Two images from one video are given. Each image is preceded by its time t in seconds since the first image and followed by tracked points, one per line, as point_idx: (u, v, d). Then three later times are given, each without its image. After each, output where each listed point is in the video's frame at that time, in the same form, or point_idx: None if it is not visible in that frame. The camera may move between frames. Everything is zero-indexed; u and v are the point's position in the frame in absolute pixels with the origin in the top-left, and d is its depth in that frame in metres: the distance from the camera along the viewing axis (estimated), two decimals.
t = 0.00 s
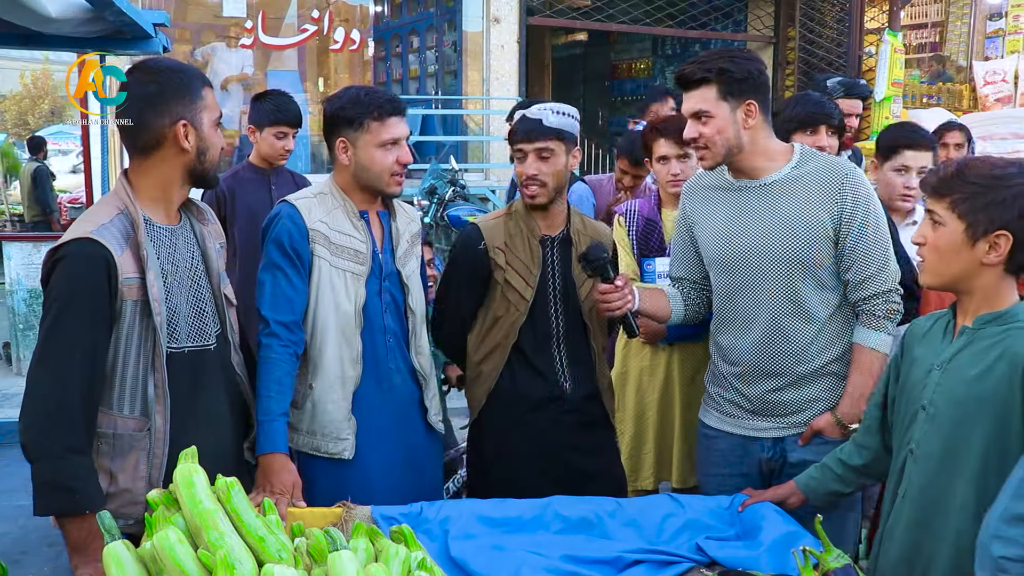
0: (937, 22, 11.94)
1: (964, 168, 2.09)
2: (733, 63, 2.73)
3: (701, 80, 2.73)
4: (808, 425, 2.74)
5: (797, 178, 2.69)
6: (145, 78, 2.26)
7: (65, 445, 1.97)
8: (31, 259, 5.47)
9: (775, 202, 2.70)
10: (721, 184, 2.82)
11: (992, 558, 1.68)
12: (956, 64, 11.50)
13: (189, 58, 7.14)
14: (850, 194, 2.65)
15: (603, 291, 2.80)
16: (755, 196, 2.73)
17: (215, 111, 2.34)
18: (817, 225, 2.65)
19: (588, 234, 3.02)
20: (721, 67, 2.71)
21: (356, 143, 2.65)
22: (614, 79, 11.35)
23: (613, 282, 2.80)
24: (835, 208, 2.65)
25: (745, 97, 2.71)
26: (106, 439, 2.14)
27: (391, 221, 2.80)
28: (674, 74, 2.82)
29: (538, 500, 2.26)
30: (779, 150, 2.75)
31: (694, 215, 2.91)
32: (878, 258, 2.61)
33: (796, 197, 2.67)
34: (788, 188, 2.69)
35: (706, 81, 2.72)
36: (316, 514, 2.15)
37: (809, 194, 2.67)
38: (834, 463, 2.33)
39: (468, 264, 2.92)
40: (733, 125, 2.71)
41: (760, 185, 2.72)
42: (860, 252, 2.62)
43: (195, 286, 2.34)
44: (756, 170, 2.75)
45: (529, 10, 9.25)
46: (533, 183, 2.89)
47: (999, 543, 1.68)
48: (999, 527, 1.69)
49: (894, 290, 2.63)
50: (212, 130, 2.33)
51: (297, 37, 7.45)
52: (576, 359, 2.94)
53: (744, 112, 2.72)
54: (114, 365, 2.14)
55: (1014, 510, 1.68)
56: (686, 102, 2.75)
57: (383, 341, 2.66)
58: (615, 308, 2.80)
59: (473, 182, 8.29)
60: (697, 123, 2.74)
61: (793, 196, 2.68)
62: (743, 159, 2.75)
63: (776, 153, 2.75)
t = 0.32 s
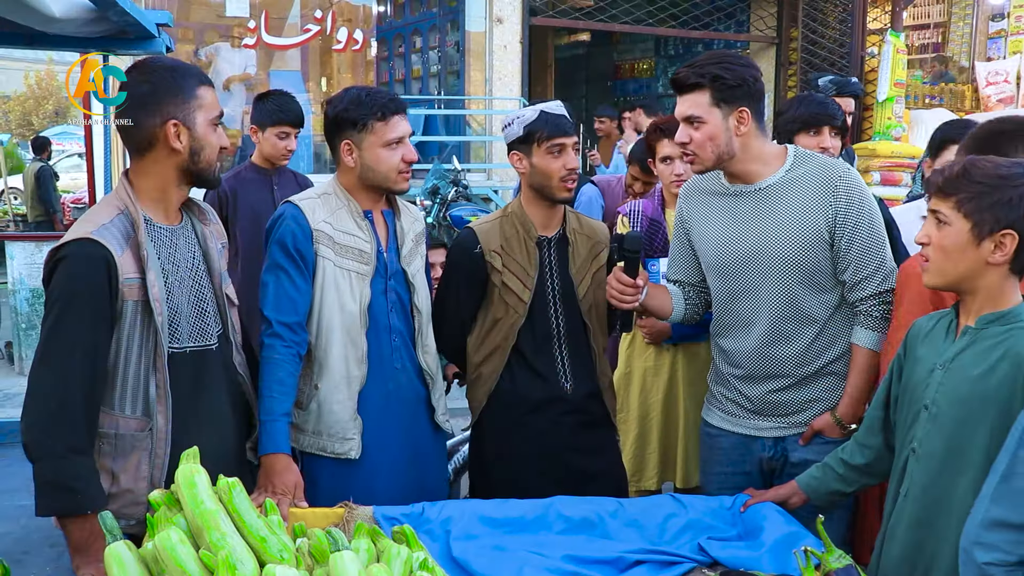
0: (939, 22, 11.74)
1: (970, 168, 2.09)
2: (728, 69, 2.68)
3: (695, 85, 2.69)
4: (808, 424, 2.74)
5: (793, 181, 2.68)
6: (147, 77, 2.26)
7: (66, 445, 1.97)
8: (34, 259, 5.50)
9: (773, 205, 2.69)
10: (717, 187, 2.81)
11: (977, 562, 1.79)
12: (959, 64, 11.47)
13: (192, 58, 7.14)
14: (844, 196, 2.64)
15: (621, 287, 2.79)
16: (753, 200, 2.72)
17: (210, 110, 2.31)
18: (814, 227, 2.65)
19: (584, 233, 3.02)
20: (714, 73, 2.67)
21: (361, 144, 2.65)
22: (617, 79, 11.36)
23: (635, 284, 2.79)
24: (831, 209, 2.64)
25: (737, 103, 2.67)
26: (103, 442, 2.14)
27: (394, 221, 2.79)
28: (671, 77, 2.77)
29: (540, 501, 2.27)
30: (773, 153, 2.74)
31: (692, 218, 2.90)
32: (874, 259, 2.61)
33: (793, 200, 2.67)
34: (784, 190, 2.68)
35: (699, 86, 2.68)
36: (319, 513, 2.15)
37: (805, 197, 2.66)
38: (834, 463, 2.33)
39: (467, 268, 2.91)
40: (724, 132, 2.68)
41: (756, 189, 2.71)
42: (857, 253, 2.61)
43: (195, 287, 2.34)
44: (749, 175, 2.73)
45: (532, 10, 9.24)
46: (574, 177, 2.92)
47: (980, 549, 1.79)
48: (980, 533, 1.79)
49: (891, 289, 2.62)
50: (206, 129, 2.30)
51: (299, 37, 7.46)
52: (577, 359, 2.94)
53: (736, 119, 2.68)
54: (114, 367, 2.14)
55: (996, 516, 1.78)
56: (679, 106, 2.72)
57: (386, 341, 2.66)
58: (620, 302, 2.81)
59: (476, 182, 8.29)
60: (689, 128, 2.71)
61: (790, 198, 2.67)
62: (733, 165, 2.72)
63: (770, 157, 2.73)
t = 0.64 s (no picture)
0: (940, 20, 11.64)
1: (972, 165, 2.08)
2: (725, 69, 2.68)
3: (693, 83, 2.69)
4: (807, 422, 2.74)
5: (790, 181, 2.68)
6: (146, 78, 2.25)
7: (65, 447, 1.98)
8: (34, 261, 5.51)
9: (770, 204, 2.69)
10: (715, 187, 2.81)
11: (976, 562, 1.79)
12: (960, 62, 11.45)
13: (192, 59, 7.14)
14: (841, 195, 2.63)
15: (621, 286, 2.76)
16: (751, 199, 2.72)
17: (199, 111, 2.28)
18: (812, 226, 2.64)
19: (583, 231, 3.02)
20: (711, 73, 2.67)
21: (364, 142, 2.65)
22: (617, 78, 11.36)
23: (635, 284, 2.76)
24: (828, 208, 2.64)
25: (734, 103, 2.67)
26: (105, 443, 2.14)
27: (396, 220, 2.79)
28: (668, 76, 2.77)
29: (541, 500, 2.27)
30: (770, 153, 2.74)
31: (690, 218, 2.90)
32: (871, 257, 2.59)
33: (791, 200, 2.67)
34: (782, 190, 2.68)
35: (696, 86, 2.68)
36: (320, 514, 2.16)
37: (803, 196, 2.66)
38: (836, 459, 2.32)
39: (467, 268, 2.91)
40: (721, 131, 2.68)
41: (754, 189, 2.71)
42: (853, 252, 2.60)
43: (195, 288, 2.34)
44: (748, 174, 2.73)
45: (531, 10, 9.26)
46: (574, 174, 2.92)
47: (981, 548, 1.79)
48: (980, 533, 1.79)
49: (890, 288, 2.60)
50: (194, 130, 2.27)
51: (299, 38, 7.47)
52: (577, 357, 2.94)
53: (733, 119, 2.68)
54: (113, 368, 2.14)
55: (993, 515, 1.79)
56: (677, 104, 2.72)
57: (389, 340, 2.65)
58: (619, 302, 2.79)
59: (476, 182, 8.29)
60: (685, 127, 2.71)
61: (788, 198, 2.67)
62: (730, 165, 2.72)
63: (767, 156, 2.73)
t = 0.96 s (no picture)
0: (940, 15, 11.58)
1: (972, 160, 2.08)
2: (721, 68, 2.67)
3: (689, 83, 2.68)
4: (807, 419, 2.74)
5: (788, 178, 2.68)
6: (141, 79, 2.26)
7: (65, 449, 1.98)
8: (36, 262, 5.43)
9: (768, 202, 2.69)
10: (712, 185, 2.81)
11: (981, 558, 1.79)
12: (960, 57, 11.42)
13: (192, 61, 7.15)
14: (838, 192, 2.62)
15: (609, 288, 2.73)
16: (748, 198, 2.72)
17: (188, 112, 2.27)
18: (809, 223, 2.64)
19: (584, 229, 3.02)
20: (707, 73, 2.66)
21: (367, 142, 2.65)
22: (618, 76, 11.36)
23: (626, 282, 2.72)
24: (825, 205, 2.63)
25: (731, 103, 2.66)
26: (106, 445, 2.15)
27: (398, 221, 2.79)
28: (664, 76, 2.76)
29: (544, 499, 2.27)
30: (767, 150, 2.73)
31: (686, 216, 2.89)
32: (869, 253, 2.58)
33: (788, 197, 2.67)
34: (779, 188, 2.68)
35: (692, 85, 2.68)
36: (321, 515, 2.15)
37: (800, 194, 2.66)
38: (839, 457, 2.33)
39: (467, 269, 2.91)
40: (718, 130, 2.67)
41: (752, 186, 2.71)
42: (851, 248, 2.59)
43: (195, 290, 2.34)
44: (745, 173, 2.73)
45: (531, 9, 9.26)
46: (567, 174, 2.91)
47: (985, 545, 1.78)
48: (985, 529, 1.79)
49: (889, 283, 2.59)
50: (182, 131, 2.26)
51: (300, 38, 7.46)
52: (579, 356, 2.93)
53: (730, 118, 2.68)
54: (113, 370, 2.14)
55: (997, 511, 1.79)
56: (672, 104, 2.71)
57: (392, 341, 2.65)
58: (614, 303, 2.74)
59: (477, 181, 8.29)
60: (682, 126, 2.70)
61: (785, 195, 2.67)
62: (728, 164, 2.72)
63: (764, 154, 2.73)
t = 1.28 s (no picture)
0: (942, 12, 11.66)
1: (971, 160, 2.08)
2: (711, 69, 2.67)
3: (678, 86, 2.68)
4: (807, 415, 2.74)
5: (782, 177, 2.68)
6: (140, 80, 2.26)
7: (68, 451, 1.98)
8: (39, 263, 5.48)
9: (763, 200, 2.68)
10: (705, 186, 2.79)
11: (988, 556, 1.78)
12: (962, 55, 11.41)
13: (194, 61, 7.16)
14: (832, 187, 2.64)
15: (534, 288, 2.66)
16: (742, 198, 2.71)
17: (185, 113, 2.27)
18: (804, 219, 2.65)
19: (584, 228, 3.01)
20: (697, 75, 2.66)
21: (371, 139, 2.64)
22: (618, 75, 11.37)
23: (536, 273, 2.63)
24: (819, 200, 2.65)
25: (723, 104, 2.66)
26: (109, 445, 2.15)
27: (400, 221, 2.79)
28: (655, 78, 2.77)
29: (546, 499, 2.27)
30: (759, 150, 2.73)
31: (678, 218, 2.87)
32: (865, 248, 2.59)
33: (783, 196, 2.67)
34: (773, 187, 2.68)
35: (682, 88, 2.68)
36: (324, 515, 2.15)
37: (794, 191, 2.67)
38: (842, 458, 2.32)
39: (467, 269, 2.91)
40: (710, 132, 2.67)
41: (746, 186, 2.70)
42: (847, 244, 2.60)
43: (196, 290, 2.34)
44: (739, 173, 2.72)
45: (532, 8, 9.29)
46: (560, 175, 2.87)
47: (994, 542, 1.77)
48: (994, 526, 1.79)
49: (885, 278, 2.60)
50: (180, 132, 2.26)
51: (301, 38, 7.45)
52: (579, 355, 2.93)
53: (721, 119, 2.68)
54: (114, 371, 2.15)
55: (1005, 509, 1.77)
56: (664, 107, 2.71)
57: (394, 341, 2.65)
58: (547, 300, 2.68)
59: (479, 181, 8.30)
60: (673, 129, 2.70)
61: (780, 194, 2.67)
62: (721, 164, 2.71)
63: (756, 153, 2.72)
